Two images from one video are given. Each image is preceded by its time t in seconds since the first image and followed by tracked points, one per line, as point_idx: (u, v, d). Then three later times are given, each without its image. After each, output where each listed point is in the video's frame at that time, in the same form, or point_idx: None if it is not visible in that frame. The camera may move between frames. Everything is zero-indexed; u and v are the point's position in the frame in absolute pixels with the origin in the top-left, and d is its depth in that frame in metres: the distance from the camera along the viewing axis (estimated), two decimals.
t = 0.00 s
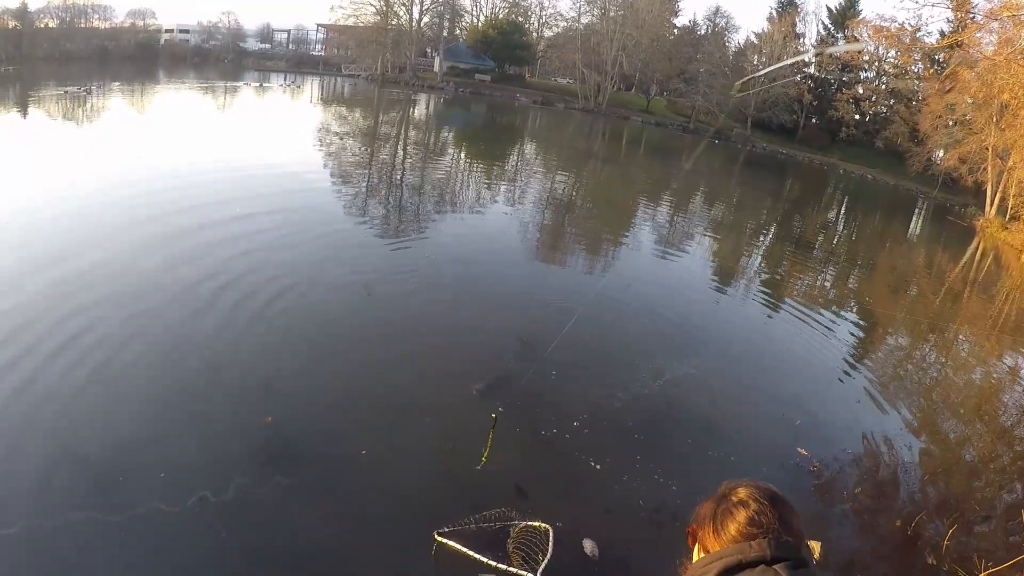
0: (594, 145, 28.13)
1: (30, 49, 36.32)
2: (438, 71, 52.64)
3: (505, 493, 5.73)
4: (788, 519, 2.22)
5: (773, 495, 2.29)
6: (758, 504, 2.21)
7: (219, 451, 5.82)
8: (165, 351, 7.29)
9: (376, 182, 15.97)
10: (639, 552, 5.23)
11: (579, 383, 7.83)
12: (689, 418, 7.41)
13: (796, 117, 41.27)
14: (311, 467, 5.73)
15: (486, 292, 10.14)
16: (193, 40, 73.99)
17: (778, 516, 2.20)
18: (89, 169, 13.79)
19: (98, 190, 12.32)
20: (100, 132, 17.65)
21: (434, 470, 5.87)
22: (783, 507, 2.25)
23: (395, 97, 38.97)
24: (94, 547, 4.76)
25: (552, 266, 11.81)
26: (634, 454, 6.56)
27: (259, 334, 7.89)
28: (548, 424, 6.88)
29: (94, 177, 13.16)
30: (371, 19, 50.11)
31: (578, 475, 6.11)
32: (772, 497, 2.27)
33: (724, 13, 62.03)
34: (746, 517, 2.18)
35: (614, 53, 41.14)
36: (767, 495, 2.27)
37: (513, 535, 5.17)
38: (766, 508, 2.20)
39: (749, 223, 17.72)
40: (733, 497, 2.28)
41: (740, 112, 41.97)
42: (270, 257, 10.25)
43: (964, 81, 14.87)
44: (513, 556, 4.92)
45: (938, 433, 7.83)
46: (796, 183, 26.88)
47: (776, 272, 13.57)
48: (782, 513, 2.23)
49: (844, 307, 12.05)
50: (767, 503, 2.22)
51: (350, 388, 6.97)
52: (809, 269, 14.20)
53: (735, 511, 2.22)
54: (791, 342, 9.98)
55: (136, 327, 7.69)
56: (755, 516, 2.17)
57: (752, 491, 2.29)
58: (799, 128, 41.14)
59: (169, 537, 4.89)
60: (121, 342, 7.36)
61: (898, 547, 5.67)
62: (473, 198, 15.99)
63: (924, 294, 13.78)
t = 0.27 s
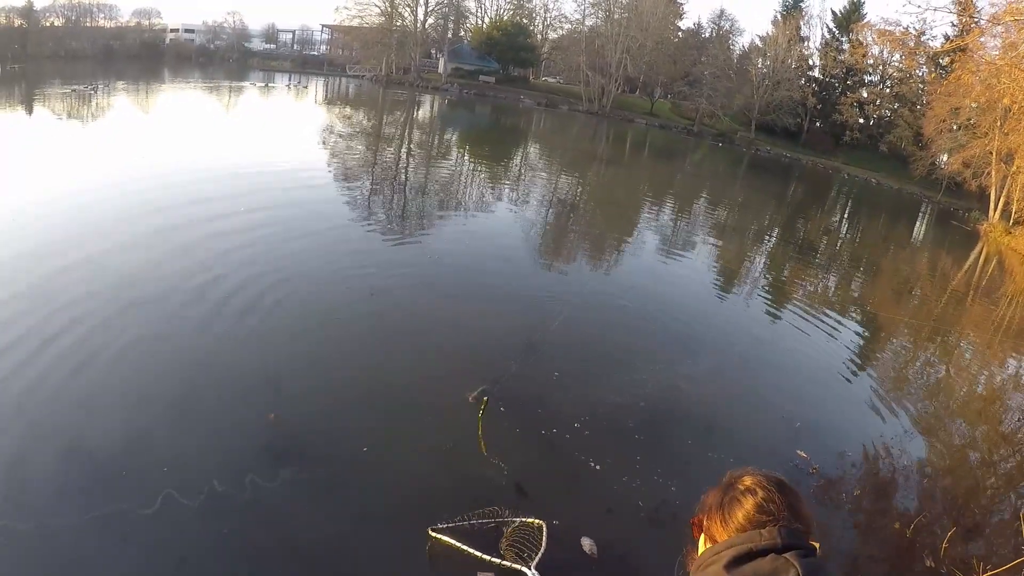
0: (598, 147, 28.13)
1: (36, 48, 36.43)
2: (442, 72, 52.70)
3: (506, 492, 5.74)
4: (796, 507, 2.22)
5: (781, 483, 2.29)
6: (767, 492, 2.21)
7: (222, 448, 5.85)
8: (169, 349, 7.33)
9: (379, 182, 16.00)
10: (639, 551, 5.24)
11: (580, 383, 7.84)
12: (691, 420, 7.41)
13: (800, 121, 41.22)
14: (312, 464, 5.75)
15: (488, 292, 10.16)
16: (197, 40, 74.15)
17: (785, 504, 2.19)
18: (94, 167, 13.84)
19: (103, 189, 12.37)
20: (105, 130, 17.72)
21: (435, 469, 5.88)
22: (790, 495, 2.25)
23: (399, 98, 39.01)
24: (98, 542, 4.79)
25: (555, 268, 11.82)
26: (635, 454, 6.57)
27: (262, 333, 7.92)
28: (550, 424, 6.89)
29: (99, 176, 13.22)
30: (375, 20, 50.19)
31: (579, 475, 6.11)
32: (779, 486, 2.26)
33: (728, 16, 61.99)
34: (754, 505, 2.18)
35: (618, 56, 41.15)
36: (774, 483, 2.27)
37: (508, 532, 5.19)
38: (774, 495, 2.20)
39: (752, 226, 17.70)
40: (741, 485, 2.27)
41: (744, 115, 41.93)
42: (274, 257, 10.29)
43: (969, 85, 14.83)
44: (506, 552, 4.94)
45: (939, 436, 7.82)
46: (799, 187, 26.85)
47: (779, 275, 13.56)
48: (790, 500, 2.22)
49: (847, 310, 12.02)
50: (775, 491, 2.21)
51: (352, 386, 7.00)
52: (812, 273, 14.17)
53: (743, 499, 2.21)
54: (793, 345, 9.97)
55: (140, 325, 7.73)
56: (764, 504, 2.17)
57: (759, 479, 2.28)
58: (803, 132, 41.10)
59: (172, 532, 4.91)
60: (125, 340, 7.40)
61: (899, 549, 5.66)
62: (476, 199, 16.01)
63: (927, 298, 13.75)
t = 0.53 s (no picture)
0: (600, 149, 28.14)
1: (39, 52, 36.56)
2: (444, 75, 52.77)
3: (508, 493, 5.74)
4: (794, 495, 2.20)
5: (778, 471, 2.27)
6: (764, 480, 2.19)
7: (224, 449, 5.87)
8: (172, 351, 7.35)
9: (381, 185, 16.02)
10: (641, 552, 5.24)
11: (582, 384, 7.84)
12: (693, 420, 7.40)
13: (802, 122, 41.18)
14: (315, 465, 5.76)
15: (490, 294, 10.16)
16: (200, 43, 74.33)
17: (784, 492, 2.17)
18: (97, 171, 13.89)
19: (105, 192, 12.40)
20: (107, 134, 17.78)
21: (437, 470, 5.89)
22: (789, 483, 2.23)
23: (401, 101, 39.06)
24: (101, 543, 4.80)
25: (556, 269, 11.82)
26: (637, 455, 6.56)
27: (265, 335, 7.94)
28: (552, 425, 6.89)
29: (102, 179, 13.26)
30: (377, 23, 50.29)
31: (581, 475, 6.11)
32: (778, 473, 2.24)
33: (730, 17, 62.02)
34: (751, 493, 2.16)
35: (620, 58, 41.15)
36: (774, 471, 2.24)
37: (509, 531, 5.21)
38: (771, 483, 2.18)
39: (754, 228, 17.68)
40: (738, 473, 2.25)
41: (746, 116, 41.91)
42: (277, 259, 10.31)
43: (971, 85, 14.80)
44: (507, 551, 4.96)
45: (942, 437, 7.79)
46: (802, 188, 26.82)
47: (781, 276, 13.53)
48: (788, 488, 2.20)
49: (850, 311, 12.00)
50: (772, 479, 2.19)
51: (354, 388, 7.01)
52: (814, 273, 14.14)
53: (740, 487, 2.20)
54: (795, 346, 9.95)
55: (142, 327, 7.75)
56: (761, 492, 2.15)
57: (757, 467, 2.26)
58: (806, 133, 41.06)
59: (176, 533, 4.93)
60: (128, 342, 7.42)
61: (901, 549, 5.65)
62: (477, 201, 16.02)
63: (930, 298, 13.72)
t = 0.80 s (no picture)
0: (605, 153, 28.16)
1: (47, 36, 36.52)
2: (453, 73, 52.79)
3: (504, 492, 5.76)
4: (768, 506, 2.23)
5: (753, 482, 2.30)
6: (738, 489, 2.22)
7: (224, 440, 5.90)
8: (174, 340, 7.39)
9: (386, 180, 16.04)
10: (635, 554, 5.25)
11: (581, 386, 7.86)
12: (691, 426, 7.42)
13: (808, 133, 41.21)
14: (313, 458, 5.79)
15: (491, 293, 10.18)
16: (208, 32, 74.27)
17: (756, 502, 2.21)
18: (103, 157, 13.91)
19: (111, 179, 12.42)
20: (114, 120, 17.79)
21: (434, 467, 5.91)
22: (762, 495, 2.26)
23: (408, 97, 39.07)
24: (99, 531, 4.83)
25: (558, 271, 11.84)
26: (633, 458, 6.58)
27: (267, 327, 7.97)
28: (549, 426, 6.91)
29: (108, 166, 13.28)
30: (387, 18, 50.28)
31: (577, 477, 6.13)
32: (752, 484, 2.28)
33: (739, 26, 62.03)
34: (725, 502, 2.19)
35: (629, 63, 41.15)
36: (748, 482, 2.28)
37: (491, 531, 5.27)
38: (745, 493, 2.21)
39: (757, 237, 17.69)
40: (714, 484, 2.28)
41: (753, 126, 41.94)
42: (281, 252, 10.34)
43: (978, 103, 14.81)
44: (488, 548, 5.01)
45: (938, 452, 7.80)
46: (805, 199, 26.83)
47: (782, 286, 13.55)
48: (761, 499, 2.23)
49: (849, 323, 12.02)
50: (746, 488, 2.23)
51: (354, 382, 7.03)
52: (815, 285, 14.16)
53: (715, 497, 2.23)
54: (793, 356, 9.96)
55: (145, 316, 7.78)
56: (735, 502, 2.18)
57: (732, 478, 2.30)
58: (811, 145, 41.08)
59: (173, 521, 4.97)
60: (131, 330, 7.46)
61: (892, 561, 5.66)
62: (481, 201, 16.05)
63: (929, 313, 13.75)
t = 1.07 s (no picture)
0: (609, 157, 28.18)
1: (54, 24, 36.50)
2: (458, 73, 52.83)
3: (502, 493, 5.76)
4: (731, 524, 2.30)
5: (717, 502, 2.37)
6: (702, 509, 2.29)
7: (222, 433, 5.91)
8: (175, 332, 7.40)
9: (389, 178, 16.04)
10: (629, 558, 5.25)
11: (581, 390, 7.86)
12: (689, 432, 7.42)
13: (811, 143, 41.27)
14: (311, 454, 5.79)
15: (493, 294, 10.18)
16: (215, 25, 74.23)
17: (719, 520, 2.28)
18: (107, 147, 13.91)
19: (114, 170, 12.42)
20: (119, 111, 17.79)
21: (433, 466, 5.92)
22: (726, 513, 2.33)
23: (413, 96, 39.10)
24: (96, 519, 4.84)
25: (559, 274, 11.84)
26: (631, 463, 6.58)
27: (268, 321, 7.97)
28: (549, 428, 6.92)
29: (111, 156, 13.28)
30: (394, 16, 50.31)
31: (575, 480, 6.14)
32: (715, 504, 2.34)
33: (746, 34, 62.13)
34: (689, 521, 2.26)
35: (634, 68, 41.20)
36: (711, 501, 2.35)
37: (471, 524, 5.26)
38: (709, 512, 2.28)
39: (758, 245, 17.71)
40: (679, 504, 2.35)
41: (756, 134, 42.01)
42: (283, 247, 10.35)
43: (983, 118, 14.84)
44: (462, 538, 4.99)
45: (933, 465, 7.81)
46: (807, 209, 26.87)
47: (782, 295, 13.57)
48: (725, 518, 2.30)
49: (848, 334, 12.03)
50: (710, 508, 2.29)
51: (354, 379, 7.04)
52: (814, 295, 14.18)
53: (680, 516, 2.30)
54: (792, 365, 9.97)
55: (146, 308, 7.79)
56: (698, 520, 2.25)
57: (697, 498, 2.37)
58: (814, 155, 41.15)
59: (170, 512, 4.97)
60: (132, 321, 7.47)
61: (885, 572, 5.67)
62: (483, 201, 16.05)
63: (928, 326, 13.77)
